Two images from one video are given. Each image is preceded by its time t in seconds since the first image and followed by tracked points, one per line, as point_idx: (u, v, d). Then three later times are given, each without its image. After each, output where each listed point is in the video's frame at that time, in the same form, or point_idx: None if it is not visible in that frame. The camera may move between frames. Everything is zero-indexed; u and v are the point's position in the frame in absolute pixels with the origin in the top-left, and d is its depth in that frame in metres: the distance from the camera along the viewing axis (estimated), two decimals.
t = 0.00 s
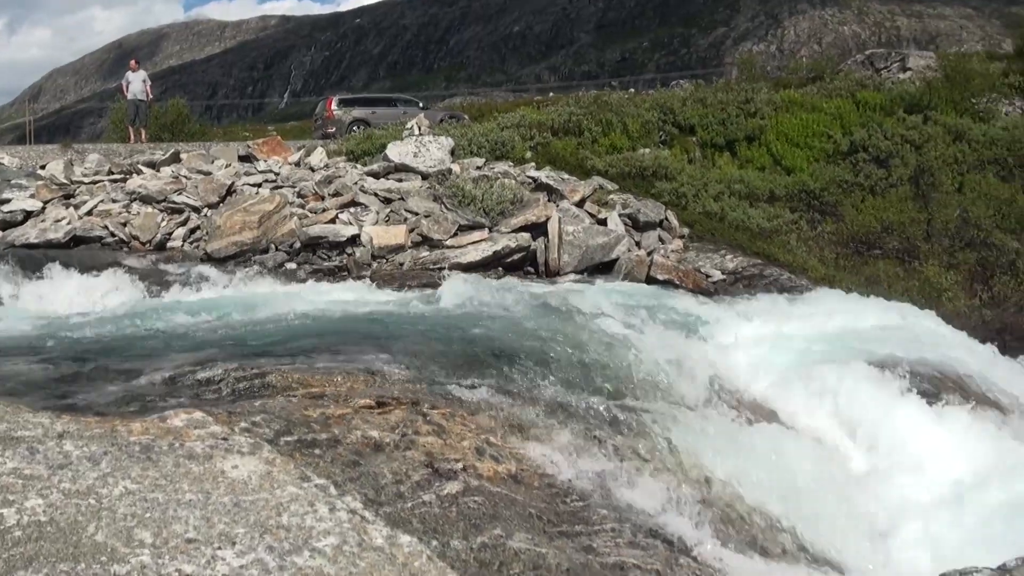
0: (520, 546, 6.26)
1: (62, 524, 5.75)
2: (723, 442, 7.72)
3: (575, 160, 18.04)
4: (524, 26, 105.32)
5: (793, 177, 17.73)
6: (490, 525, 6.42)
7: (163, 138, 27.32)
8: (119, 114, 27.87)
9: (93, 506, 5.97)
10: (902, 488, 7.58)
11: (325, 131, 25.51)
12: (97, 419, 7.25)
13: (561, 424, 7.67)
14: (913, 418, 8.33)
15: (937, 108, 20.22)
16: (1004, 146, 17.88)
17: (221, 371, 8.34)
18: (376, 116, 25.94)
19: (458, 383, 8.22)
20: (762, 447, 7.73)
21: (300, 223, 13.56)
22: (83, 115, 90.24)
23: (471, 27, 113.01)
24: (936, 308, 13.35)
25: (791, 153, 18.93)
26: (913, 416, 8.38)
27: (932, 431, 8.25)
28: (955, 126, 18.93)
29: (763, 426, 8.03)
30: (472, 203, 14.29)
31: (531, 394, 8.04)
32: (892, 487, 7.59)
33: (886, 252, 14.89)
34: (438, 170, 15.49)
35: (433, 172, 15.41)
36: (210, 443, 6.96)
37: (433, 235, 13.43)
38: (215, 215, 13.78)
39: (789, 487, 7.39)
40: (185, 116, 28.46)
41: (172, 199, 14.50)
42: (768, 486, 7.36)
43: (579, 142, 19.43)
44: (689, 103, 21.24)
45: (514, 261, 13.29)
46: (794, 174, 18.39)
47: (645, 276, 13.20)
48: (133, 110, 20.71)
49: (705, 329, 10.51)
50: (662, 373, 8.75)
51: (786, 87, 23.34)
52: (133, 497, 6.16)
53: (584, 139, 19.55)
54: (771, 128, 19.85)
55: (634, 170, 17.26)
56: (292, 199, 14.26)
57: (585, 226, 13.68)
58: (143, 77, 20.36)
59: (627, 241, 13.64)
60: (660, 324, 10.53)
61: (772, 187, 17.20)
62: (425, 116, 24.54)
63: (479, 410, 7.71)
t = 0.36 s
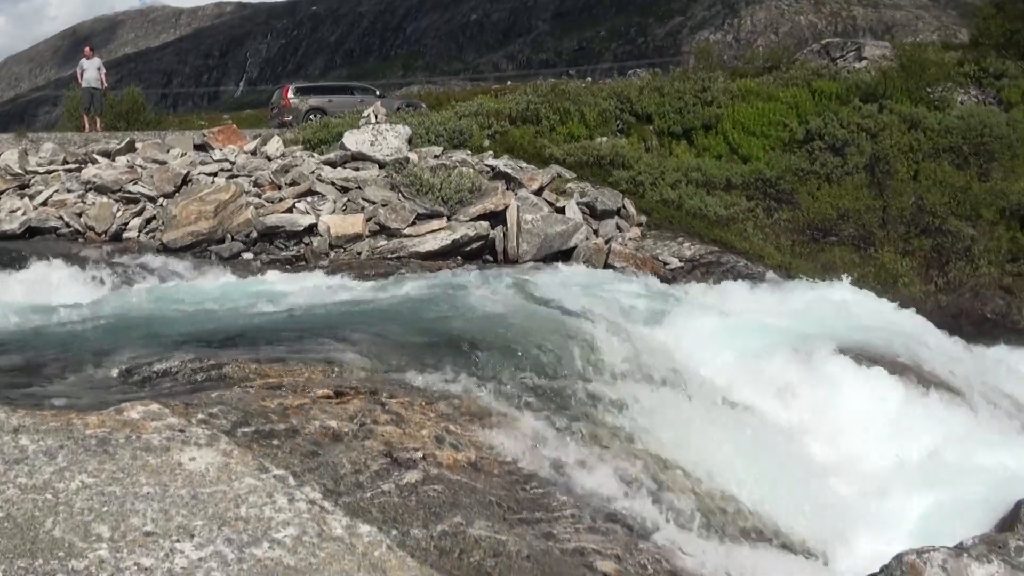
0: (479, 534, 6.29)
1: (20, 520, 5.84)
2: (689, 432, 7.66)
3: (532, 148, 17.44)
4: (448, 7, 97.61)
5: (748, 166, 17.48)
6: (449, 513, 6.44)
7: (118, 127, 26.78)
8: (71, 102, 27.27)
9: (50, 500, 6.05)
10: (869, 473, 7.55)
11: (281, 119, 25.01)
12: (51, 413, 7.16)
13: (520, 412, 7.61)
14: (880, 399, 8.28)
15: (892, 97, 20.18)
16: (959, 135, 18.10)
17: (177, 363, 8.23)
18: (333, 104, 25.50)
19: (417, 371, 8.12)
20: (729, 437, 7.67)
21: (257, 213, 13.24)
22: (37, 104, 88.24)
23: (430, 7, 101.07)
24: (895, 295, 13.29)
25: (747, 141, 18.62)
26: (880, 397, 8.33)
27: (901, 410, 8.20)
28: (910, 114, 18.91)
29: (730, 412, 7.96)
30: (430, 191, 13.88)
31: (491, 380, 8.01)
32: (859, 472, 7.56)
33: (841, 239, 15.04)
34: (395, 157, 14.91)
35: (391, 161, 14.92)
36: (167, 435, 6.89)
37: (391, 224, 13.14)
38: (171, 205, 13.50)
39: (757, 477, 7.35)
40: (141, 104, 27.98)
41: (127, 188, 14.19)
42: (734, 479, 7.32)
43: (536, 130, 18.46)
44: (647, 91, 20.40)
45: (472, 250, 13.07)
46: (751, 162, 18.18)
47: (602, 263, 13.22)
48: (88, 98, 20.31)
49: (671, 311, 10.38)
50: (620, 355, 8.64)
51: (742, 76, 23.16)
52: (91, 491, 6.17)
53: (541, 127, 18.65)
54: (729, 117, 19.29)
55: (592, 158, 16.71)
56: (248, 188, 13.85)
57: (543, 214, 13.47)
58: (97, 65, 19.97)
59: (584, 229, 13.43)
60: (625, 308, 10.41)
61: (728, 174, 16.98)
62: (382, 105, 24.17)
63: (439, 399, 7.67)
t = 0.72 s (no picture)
0: (439, 522, 6.29)
1: None
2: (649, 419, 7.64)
3: (489, 136, 17.10)
4: None
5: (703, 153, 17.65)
6: (408, 502, 6.43)
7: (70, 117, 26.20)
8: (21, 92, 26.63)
9: (5, 496, 5.96)
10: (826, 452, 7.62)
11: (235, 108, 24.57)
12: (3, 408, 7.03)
13: (477, 399, 7.60)
14: (834, 381, 8.37)
15: (845, 84, 20.54)
16: (912, 122, 18.29)
17: (131, 355, 8.13)
18: (287, 92, 25.07)
19: (375, 360, 8.09)
20: (689, 422, 7.67)
21: (211, 203, 12.89)
22: None
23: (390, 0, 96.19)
24: (849, 279, 13.16)
25: (702, 128, 18.79)
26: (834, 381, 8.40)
27: (856, 392, 8.25)
28: (864, 101, 19.25)
29: (688, 399, 7.98)
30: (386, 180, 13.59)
31: (453, 367, 7.97)
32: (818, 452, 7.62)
33: (796, 225, 14.89)
34: (351, 146, 14.64)
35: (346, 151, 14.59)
36: (123, 428, 6.81)
37: (348, 213, 12.94)
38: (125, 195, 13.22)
39: (717, 463, 7.37)
40: (93, 93, 27.47)
41: (80, 178, 13.89)
42: (695, 465, 7.32)
43: (492, 118, 18.01)
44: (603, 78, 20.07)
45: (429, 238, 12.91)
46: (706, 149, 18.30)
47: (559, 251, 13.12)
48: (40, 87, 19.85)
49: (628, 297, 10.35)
50: (578, 342, 8.64)
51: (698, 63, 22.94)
52: (47, 486, 6.09)
53: (497, 115, 18.21)
54: (683, 104, 19.34)
55: (548, 146, 16.55)
56: (201, 177, 13.50)
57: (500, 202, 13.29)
58: (49, 53, 19.56)
59: (541, 216, 13.46)
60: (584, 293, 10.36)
61: (683, 161, 16.98)
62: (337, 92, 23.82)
63: (396, 387, 7.64)
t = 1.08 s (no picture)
0: (398, 510, 6.26)
1: None
2: (609, 403, 7.60)
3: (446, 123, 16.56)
4: None
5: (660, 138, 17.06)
6: (366, 491, 6.40)
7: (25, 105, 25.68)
8: None
9: None
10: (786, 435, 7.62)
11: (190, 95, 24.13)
12: None
13: (436, 387, 7.55)
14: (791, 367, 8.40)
15: (801, 72, 19.91)
16: (868, 108, 17.99)
17: (87, 346, 8.04)
18: (242, 81, 24.65)
19: (333, 345, 8.03)
20: (649, 405, 7.64)
21: (167, 191, 12.49)
22: None
23: None
24: (806, 263, 13.29)
25: (660, 116, 18.12)
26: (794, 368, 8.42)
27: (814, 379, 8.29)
28: (821, 88, 18.76)
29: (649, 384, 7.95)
30: (342, 167, 13.23)
31: (412, 354, 7.93)
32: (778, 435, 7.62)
33: (753, 211, 14.79)
34: (307, 134, 14.19)
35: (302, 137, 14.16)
36: (79, 421, 6.72)
37: (304, 202, 12.61)
38: (81, 183, 12.91)
39: (676, 444, 7.35)
40: (48, 81, 27.06)
41: (34, 167, 13.54)
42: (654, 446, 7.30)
43: (449, 105, 17.31)
44: (561, 65, 19.16)
45: (387, 227, 12.62)
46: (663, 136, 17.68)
47: (519, 237, 12.75)
48: None
49: (591, 284, 10.30)
50: (538, 328, 8.61)
51: (655, 49, 22.41)
52: (2, 481, 5.99)
53: (454, 101, 17.49)
54: (641, 91, 18.67)
55: (506, 132, 16.01)
56: (157, 166, 13.13)
57: (459, 189, 12.87)
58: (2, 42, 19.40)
59: (499, 203, 13.06)
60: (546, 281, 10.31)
61: (641, 148, 16.39)
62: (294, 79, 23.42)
63: (354, 375, 7.60)
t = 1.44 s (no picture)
0: (359, 501, 6.23)
1: None
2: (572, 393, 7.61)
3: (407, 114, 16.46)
4: None
5: (621, 129, 16.61)
6: (327, 483, 6.34)
7: None
8: None
9: None
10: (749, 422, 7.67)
11: (150, 85, 23.78)
12: None
13: (398, 377, 7.51)
14: (752, 351, 8.42)
15: (761, 63, 18.92)
16: (827, 98, 17.08)
17: (46, 340, 7.89)
18: (202, 70, 24.29)
19: (296, 338, 7.97)
20: (609, 395, 7.67)
21: (126, 181, 12.19)
22: None
23: None
24: (764, 253, 13.11)
25: (620, 105, 17.51)
26: (758, 352, 8.45)
27: (774, 364, 8.34)
28: (780, 79, 17.87)
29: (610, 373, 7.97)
30: (302, 157, 13.00)
31: (375, 345, 7.88)
32: (741, 423, 7.67)
33: (712, 201, 14.50)
34: (266, 124, 13.91)
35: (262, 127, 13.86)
36: (36, 416, 6.61)
37: (264, 192, 12.32)
38: (37, 174, 12.60)
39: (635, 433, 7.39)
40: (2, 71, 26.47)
41: None
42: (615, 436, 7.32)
43: (410, 95, 17.20)
44: (522, 54, 18.84)
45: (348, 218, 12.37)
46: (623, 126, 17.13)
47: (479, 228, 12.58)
48: None
49: (556, 271, 10.28)
50: (502, 317, 8.58)
51: (615, 41, 22.06)
52: None
53: (415, 92, 17.31)
54: (601, 81, 18.04)
55: (467, 122, 15.78)
56: (115, 156, 12.84)
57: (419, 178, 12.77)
58: None
59: (461, 194, 12.85)
60: (512, 269, 10.27)
61: (601, 138, 16.08)
62: (254, 67, 23.13)
63: (315, 367, 7.55)
